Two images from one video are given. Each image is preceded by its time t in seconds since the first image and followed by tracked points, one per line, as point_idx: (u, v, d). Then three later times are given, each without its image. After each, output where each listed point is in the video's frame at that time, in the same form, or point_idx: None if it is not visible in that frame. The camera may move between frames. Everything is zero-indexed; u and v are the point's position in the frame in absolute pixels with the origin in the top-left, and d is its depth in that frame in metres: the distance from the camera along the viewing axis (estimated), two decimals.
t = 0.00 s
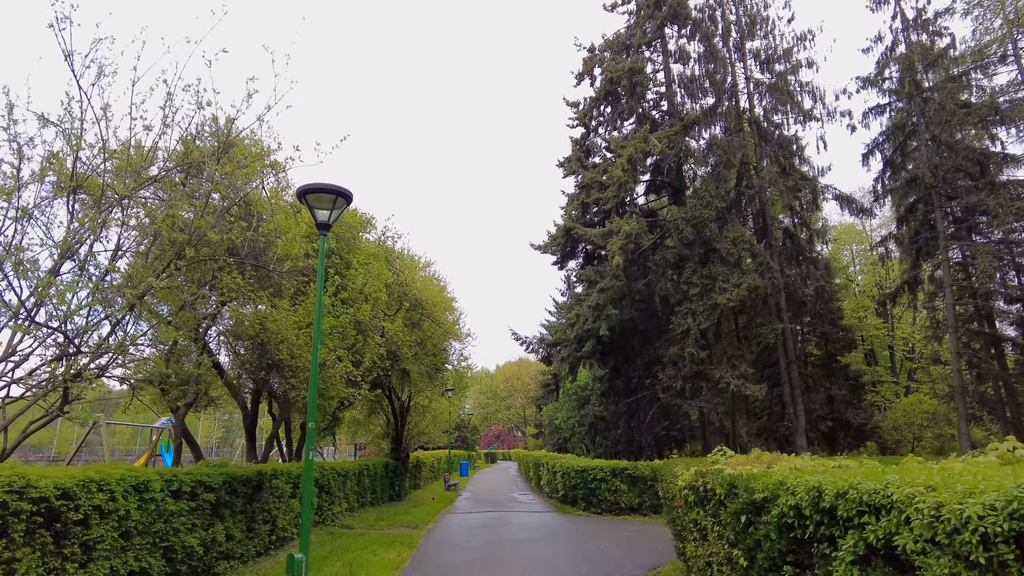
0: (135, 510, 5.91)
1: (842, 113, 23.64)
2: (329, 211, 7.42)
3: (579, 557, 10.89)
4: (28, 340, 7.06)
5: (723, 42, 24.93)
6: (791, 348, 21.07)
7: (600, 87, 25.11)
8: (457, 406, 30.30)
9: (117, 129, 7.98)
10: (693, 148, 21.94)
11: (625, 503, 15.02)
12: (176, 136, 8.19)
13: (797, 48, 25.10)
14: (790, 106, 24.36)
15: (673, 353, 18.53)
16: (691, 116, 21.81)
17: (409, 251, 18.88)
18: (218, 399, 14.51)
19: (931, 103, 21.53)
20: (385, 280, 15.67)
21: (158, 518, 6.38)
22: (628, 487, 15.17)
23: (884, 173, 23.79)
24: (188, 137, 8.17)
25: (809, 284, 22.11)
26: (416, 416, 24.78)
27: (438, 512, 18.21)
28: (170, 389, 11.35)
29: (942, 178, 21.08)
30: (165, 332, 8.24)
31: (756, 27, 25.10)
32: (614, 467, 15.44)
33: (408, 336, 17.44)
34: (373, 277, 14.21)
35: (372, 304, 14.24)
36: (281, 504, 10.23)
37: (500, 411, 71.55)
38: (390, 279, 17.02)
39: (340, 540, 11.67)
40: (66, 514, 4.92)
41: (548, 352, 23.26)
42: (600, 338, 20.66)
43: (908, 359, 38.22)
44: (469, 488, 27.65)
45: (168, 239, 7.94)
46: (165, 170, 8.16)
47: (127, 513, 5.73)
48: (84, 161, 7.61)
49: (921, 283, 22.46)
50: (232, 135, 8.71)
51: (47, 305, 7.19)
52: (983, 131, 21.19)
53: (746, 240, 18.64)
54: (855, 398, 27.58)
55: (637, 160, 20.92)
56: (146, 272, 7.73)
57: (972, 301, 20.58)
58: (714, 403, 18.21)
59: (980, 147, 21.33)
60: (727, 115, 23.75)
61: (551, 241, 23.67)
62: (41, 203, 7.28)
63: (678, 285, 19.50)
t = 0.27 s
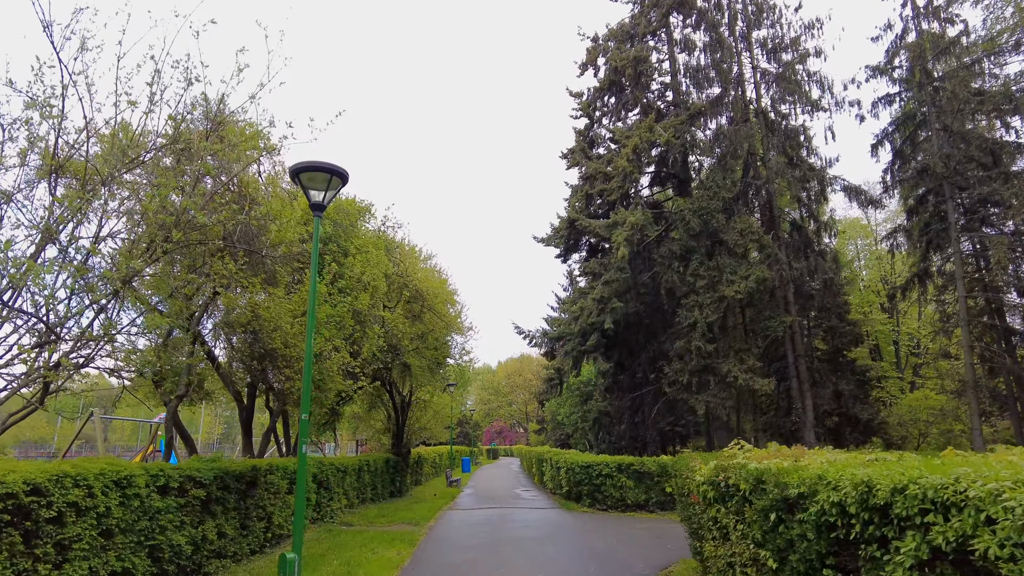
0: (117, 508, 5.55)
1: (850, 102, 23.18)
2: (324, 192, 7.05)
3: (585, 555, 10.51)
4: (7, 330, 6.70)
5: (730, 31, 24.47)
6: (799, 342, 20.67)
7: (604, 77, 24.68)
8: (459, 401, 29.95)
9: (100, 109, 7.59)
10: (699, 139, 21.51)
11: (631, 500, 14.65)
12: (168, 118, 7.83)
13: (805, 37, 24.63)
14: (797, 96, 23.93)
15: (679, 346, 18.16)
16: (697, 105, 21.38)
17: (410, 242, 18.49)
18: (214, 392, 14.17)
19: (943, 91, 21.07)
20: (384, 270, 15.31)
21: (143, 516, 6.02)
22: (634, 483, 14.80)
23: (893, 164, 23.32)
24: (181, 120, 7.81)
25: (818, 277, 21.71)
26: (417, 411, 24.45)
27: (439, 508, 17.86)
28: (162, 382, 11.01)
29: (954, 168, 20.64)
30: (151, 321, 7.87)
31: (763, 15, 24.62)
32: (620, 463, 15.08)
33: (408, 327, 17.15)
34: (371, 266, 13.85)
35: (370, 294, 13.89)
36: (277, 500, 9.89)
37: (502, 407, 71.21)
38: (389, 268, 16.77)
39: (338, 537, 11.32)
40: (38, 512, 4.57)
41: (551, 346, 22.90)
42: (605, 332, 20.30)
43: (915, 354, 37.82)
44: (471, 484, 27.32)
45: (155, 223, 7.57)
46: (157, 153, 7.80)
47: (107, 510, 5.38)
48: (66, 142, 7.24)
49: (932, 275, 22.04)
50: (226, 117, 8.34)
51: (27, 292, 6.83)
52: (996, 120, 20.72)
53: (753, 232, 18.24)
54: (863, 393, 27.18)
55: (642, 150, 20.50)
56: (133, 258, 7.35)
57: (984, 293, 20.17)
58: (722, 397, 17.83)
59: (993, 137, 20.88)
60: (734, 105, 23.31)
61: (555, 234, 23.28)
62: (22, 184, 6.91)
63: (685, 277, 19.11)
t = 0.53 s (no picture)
0: (94, 514, 5.18)
1: (859, 95, 22.74)
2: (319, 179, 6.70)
3: (590, 558, 10.16)
4: None
5: (736, 23, 24.03)
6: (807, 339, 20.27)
7: (607, 70, 24.26)
8: (461, 399, 29.58)
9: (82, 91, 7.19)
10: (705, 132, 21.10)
11: (636, 501, 14.28)
12: (163, 107, 7.48)
13: (812, 29, 24.18)
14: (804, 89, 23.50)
15: (685, 343, 17.77)
16: (704, 97, 20.96)
17: (410, 236, 18.10)
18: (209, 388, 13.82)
19: (955, 83, 20.63)
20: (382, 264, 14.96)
21: (124, 521, 5.66)
22: (640, 483, 14.43)
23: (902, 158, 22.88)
24: (177, 110, 7.47)
25: (826, 273, 21.30)
26: (418, 409, 24.09)
27: (440, 508, 17.50)
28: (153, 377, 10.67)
29: (966, 162, 20.21)
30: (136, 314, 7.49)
31: (770, 7, 24.18)
32: (625, 463, 14.72)
33: (408, 321, 16.77)
34: (368, 260, 13.49)
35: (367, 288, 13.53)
36: (272, 502, 9.54)
37: (503, 405, 70.84)
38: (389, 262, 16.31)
39: (335, 539, 10.97)
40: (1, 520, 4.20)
41: (554, 343, 22.52)
42: (609, 329, 19.93)
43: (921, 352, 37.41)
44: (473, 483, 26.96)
45: (141, 212, 7.19)
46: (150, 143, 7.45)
47: (82, 517, 5.01)
48: (45, 125, 6.85)
49: (943, 271, 21.62)
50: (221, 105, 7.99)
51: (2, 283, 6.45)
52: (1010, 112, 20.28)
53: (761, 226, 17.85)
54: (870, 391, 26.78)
55: (647, 143, 20.09)
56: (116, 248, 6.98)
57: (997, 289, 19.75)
58: (729, 395, 17.44)
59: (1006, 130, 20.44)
60: (740, 98, 22.88)
61: (558, 229, 22.89)
62: None
63: (690, 273, 18.72)
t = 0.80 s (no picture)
0: (64, 513, 4.84)
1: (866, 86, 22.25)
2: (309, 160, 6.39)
3: (592, 558, 9.81)
4: None
5: (740, 13, 23.61)
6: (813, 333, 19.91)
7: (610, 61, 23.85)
8: (461, 396, 29.22)
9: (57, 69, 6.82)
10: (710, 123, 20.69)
11: (640, 499, 13.91)
12: (155, 91, 7.15)
13: (818, 19, 23.76)
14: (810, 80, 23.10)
15: (689, 338, 17.41)
16: (708, 87, 20.55)
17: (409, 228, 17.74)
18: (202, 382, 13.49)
19: (965, 73, 20.22)
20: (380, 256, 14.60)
21: (100, 521, 5.31)
22: (645, 481, 14.08)
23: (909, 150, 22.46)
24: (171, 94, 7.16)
25: (831, 267, 20.90)
26: (418, 405, 23.75)
27: (439, 505, 17.17)
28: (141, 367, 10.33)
29: (976, 153, 19.82)
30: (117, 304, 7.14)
31: None
32: (629, 460, 14.38)
33: (408, 316, 16.17)
34: (363, 250, 13.15)
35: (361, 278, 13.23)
36: (263, 500, 9.20)
37: (503, 401, 70.54)
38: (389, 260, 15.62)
39: (330, 538, 10.63)
40: None
41: (556, 338, 22.17)
42: (612, 323, 19.60)
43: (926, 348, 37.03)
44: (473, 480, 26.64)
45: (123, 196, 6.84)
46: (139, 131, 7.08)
47: (50, 517, 4.67)
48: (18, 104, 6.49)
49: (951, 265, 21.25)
50: (214, 90, 7.66)
51: None
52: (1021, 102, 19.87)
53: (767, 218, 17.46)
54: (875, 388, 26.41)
55: (651, 134, 19.69)
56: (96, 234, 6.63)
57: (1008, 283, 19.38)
58: (734, 391, 17.08)
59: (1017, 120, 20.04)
60: (745, 89, 22.47)
61: (560, 222, 22.53)
62: None
63: (695, 266, 18.35)
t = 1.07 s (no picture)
0: (24, 524, 4.47)
1: (872, 79, 21.77)
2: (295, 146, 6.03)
3: (594, 564, 9.43)
4: None
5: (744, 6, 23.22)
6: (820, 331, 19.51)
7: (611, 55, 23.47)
8: (461, 396, 28.84)
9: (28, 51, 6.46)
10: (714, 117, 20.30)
11: (644, 501, 13.54)
12: (135, 74, 6.80)
13: (823, 12, 23.35)
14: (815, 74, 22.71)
15: (694, 336, 17.03)
16: (712, 81, 20.14)
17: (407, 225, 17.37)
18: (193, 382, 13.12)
19: (974, 65, 19.81)
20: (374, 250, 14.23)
21: (67, 532, 4.93)
22: (649, 483, 13.70)
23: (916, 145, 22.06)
24: (151, 77, 6.80)
25: (839, 264, 20.49)
26: (417, 406, 23.38)
27: (439, 508, 16.78)
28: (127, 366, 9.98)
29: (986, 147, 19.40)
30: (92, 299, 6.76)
31: None
32: (632, 461, 14.00)
33: (404, 313, 15.80)
34: (356, 244, 12.78)
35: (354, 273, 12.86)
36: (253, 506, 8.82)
37: (505, 402, 70.15)
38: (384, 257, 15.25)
39: (324, 544, 10.25)
40: None
41: (557, 338, 21.78)
42: (614, 321, 19.22)
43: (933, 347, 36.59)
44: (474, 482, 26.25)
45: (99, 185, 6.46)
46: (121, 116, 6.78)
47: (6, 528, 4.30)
48: None
49: (961, 262, 20.82)
50: (198, 75, 7.31)
51: None
52: None
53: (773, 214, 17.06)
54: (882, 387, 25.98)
55: (654, 129, 19.30)
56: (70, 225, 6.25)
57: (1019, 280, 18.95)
58: (740, 391, 16.68)
59: None
60: (749, 83, 22.08)
61: (561, 219, 22.15)
62: None
63: (699, 263, 17.95)
